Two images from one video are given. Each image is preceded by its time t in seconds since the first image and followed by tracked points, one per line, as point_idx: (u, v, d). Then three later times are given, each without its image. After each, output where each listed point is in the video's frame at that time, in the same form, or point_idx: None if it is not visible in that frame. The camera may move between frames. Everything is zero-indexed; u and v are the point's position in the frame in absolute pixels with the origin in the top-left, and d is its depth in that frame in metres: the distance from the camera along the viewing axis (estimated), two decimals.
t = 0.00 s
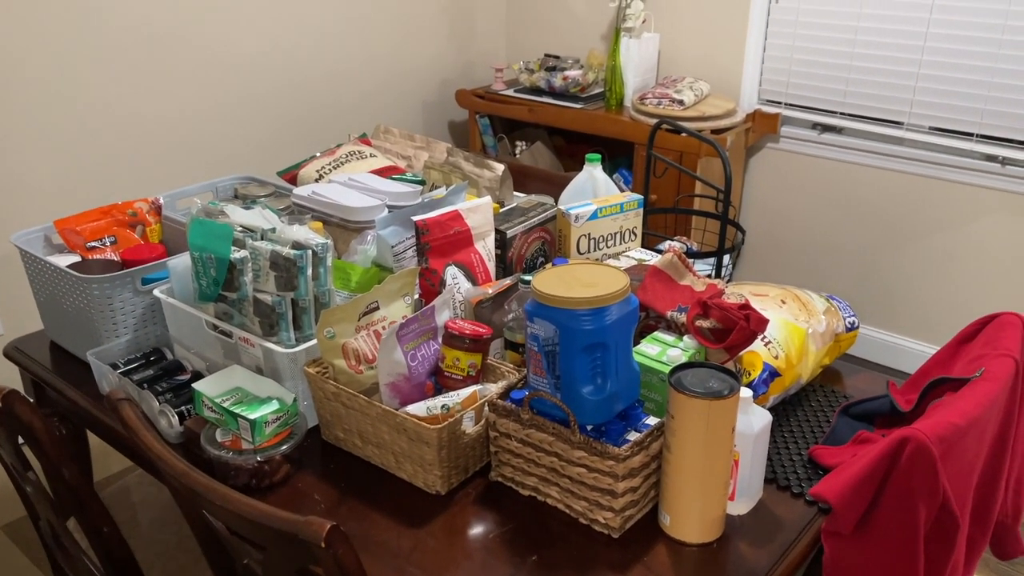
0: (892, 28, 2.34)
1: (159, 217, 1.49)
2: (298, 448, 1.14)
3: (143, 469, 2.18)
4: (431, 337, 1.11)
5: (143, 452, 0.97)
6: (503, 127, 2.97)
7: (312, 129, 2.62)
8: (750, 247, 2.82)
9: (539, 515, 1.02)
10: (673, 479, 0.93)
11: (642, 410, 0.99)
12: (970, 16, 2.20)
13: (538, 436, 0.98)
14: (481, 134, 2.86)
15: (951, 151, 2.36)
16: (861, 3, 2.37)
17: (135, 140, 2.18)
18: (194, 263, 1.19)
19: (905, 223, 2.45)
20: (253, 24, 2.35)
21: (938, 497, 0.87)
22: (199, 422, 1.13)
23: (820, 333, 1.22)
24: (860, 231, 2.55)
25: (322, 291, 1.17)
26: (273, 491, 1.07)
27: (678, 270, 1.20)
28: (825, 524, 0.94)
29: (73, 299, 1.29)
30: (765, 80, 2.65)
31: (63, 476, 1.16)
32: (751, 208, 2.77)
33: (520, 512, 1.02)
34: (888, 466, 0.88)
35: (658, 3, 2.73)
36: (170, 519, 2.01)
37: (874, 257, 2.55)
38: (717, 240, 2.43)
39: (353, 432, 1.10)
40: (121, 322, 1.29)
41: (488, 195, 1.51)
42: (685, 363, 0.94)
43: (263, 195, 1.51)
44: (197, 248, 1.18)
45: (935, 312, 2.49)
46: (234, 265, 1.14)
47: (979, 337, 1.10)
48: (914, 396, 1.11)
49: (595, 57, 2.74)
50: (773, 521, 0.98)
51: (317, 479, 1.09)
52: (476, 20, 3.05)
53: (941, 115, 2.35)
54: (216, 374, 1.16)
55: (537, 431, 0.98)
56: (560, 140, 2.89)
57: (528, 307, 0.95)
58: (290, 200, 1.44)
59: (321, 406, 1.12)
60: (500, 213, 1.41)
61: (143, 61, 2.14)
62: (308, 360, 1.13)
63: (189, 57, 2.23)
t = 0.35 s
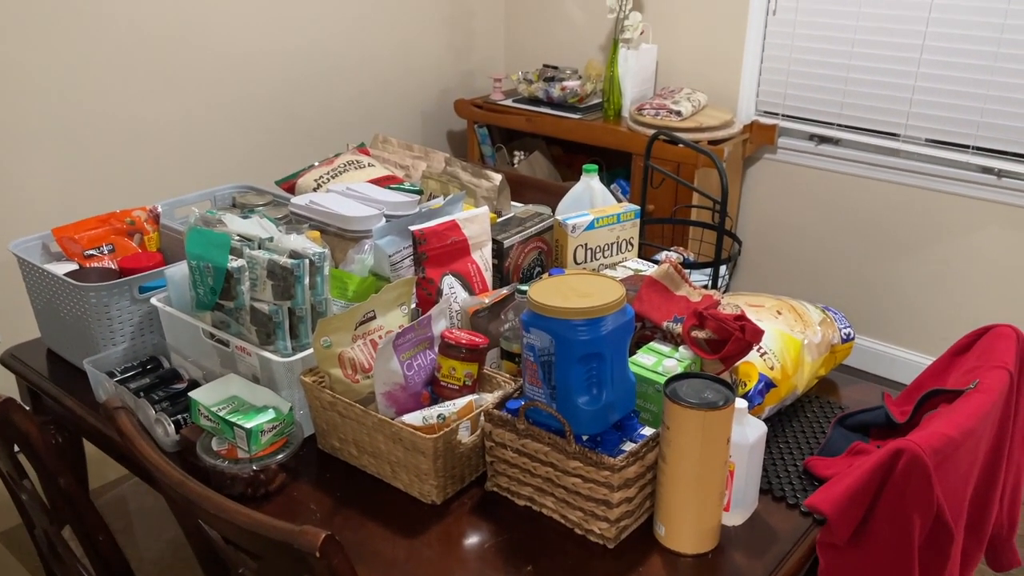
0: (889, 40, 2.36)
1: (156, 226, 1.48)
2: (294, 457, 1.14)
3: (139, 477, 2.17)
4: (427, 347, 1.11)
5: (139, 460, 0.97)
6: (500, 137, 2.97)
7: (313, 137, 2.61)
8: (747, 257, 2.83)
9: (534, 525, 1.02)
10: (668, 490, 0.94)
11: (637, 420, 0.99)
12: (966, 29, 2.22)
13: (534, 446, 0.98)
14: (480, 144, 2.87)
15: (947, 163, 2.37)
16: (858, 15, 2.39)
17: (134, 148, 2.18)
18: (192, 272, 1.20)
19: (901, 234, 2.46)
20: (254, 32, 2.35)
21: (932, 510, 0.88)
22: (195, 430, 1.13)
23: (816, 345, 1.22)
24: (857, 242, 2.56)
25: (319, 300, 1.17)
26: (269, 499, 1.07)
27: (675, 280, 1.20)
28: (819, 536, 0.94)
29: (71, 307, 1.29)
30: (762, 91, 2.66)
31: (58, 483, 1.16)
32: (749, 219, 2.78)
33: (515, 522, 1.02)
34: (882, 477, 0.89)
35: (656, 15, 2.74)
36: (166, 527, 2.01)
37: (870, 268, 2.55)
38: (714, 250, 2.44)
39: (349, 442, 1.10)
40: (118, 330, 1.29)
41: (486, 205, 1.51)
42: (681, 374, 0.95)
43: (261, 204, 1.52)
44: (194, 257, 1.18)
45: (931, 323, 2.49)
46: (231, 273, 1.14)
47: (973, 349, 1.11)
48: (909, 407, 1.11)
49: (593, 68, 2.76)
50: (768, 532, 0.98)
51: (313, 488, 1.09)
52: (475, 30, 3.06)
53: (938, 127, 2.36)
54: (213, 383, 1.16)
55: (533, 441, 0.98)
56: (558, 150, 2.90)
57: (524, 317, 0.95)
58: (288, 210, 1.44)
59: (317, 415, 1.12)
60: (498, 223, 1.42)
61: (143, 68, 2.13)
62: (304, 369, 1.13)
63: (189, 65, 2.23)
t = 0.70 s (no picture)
0: (887, 53, 2.37)
1: (155, 233, 1.49)
2: (289, 465, 1.14)
3: (135, 484, 2.17)
4: (423, 355, 1.11)
5: (134, 467, 0.98)
6: (500, 147, 2.98)
7: (314, 147, 2.61)
8: (745, 268, 2.83)
9: (529, 534, 1.01)
10: (662, 499, 0.94)
11: (632, 429, 0.99)
12: (964, 43, 2.23)
13: (529, 455, 0.98)
14: (479, 154, 2.89)
15: (944, 176, 2.38)
16: (856, 29, 2.40)
17: (137, 157, 2.16)
18: (189, 279, 1.20)
19: (900, 247, 2.46)
20: (258, 42, 2.35)
21: (926, 520, 0.88)
22: (190, 438, 1.13)
23: (811, 355, 1.22)
24: (856, 254, 2.56)
25: (316, 308, 1.17)
26: (264, 507, 1.07)
27: (671, 290, 1.20)
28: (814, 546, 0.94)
29: (69, 314, 1.29)
30: (760, 103, 2.67)
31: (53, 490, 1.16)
32: (747, 230, 2.79)
33: (510, 531, 1.02)
34: (877, 487, 0.88)
35: (654, 27, 2.76)
36: (160, 535, 2.00)
37: (867, 281, 2.56)
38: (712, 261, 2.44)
39: (344, 450, 1.10)
40: (115, 337, 1.29)
41: (483, 215, 1.52)
42: (676, 384, 0.95)
43: (259, 212, 1.52)
44: (192, 264, 1.18)
45: (930, 336, 2.49)
46: (228, 281, 1.14)
47: (969, 360, 1.11)
48: (904, 418, 1.12)
49: (592, 80, 2.77)
50: (763, 542, 0.98)
51: (308, 496, 1.09)
52: (475, 42, 3.07)
53: (935, 139, 2.36)
54: (210, 390, 1.16)
55: (528, 450, 0.98)
56: (557, 160, 2.91)
57: (520, 325, 0.95)
58: (286, 218, 1.45)
59: (313, 423, 1.12)
60: (495, 232, 1.42)
61: (147, 77, 2.12)
62: (300, 377, 1.13)
63: (193, 74, 2.22)
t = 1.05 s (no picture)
0: (885, 71, 2.38)
1: (153, 246, 1.49)
2: (284, 480, 1.13)
3: (130, 499, 2.15)
4: (419, 370, 1.10)
5: (127, 480, 0.97)
6: (500, 163, 2.99)
7: (314, 161, 2.61)
8: (744, 285, 2.83)
9: (525, 551, 1.00)
10: (659, 516, 0.93)
11: (629, 445, 0.98)
12: (962, 61, 2.24)
13: (525, 471, 0.97)
14: (479, 169, 2.89)
15: (943, 194, 2.38)
16: (855, 47, 2.42)
17: (137, 170, 2.16)
18: (186, 292, 1.20)
19: (901, 264, 2.46)
20: (259, 56, 2.36)
21: (925, 539, 0.87)
22: (184, 451, 1.12)
23: (810, 372, 1.22)
24: (856, 271, 2.55)
25: (312, 322, 1.16)
26: (258, 522, 1.06)
27: (668, 305, 1.20)
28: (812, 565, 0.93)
29: (65, 327, 1.29)
30: (759, 120, 2.68)
31: (46, 504, 1.15)
32: (746, 247, 2.79)
33: (506, 548, 1.01)
34: (874, 506, 0.88)
35: (654, 45, 2.78)
36: (154, 551, 1.99)
37: (865, 298, 2.56)
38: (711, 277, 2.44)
39: (339, 465, 1.09)
40: (111, 350, 1.29)
41: (481, 230, 1.51)
42: (672, 400, 0.94)
43: (258, 226, 1.52)
44: (188, 277, 1.18)
45: (930, 353, 2.48)
46: (224, 294, 1.14)
47: (967, 378, 1.11)
48: (903, 436, 1.11)
49: (592, 96, 2.77)
50: (761, 560, 0.97)
51: (302, 512, 1.08)
52: (475, 58, 3.09)
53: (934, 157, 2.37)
54: (205, 404, 1.15)
55: (524, 466, 0.97)
56: (557, 176, 2.91)
57: (516, 340, 0.95)
58: (284, 231, 1.45)
59: (308, 437, 1.11)
60: (493, 247, 1.42)
61: (148, 90, 2.13)
62: (296, 391, 1.13)
63: (193, 88, 2.23)
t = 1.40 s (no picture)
0: (890, 80, 2.38)
1: (156, 251, 1.48)
2: (285, 487, 1.13)
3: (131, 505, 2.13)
4: (422, 377, 1.10)
5: (127, 486, 0.97)
6: (503, 170, 2.99)
7: (317, 168, 2.61)
8: (747, 294, 2.82)
9: (527, 560, 1.00)
10: (663, 527, 0.92)
11: (633, 454, 0.97)
12: (966, 70, 2.24)
13: (529, 480, 0.96)
14: (482, 177, 2.89)
15: (948, 204, 2.37)
16: (859, 56, 2.42)
17: (139, 175, 2.16)
18: (188, 298, 1.19)
19: (906, 274, 2.45)
20: (263, 63, 2.37)
21: (933, 551, 0.86)
22: (185, 458, 1.11)
23: (815, 381, 1.21)
24: (860, 280, 2.55)
25: (315, 328, 1.15)
26: (259, 530, 1.05)
27: (673, 313, 1.19)
28: None
29: (67, 332, 1.29)
30: (764, 129, 2.68)
31: (46, 510, 1.14)
32: (750, 255, 2.78)
33: (508, 557, 1.00)
34: (881, 517, 0.87)
35: (658, 52, 2.78)
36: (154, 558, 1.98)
37: (869, 307, 2.55)
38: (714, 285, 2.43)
39: (341, 472, 1.09)
40: (113, 355, 1.28)
41: (485, 236, 1.51)
42: (676, 409, 0.94)
43: (261, 232, 1.52)
44: (190, 283, 1.18)
45: (935, 363, 2.47)
46: (227, 300, 1.14)
47: (974, 388, 1.10)
48: (909, 446, 1.10)
49: (596, 104, 2.78)
50: (765, 571, 0.96)
51: (303, 519, 1.07)
52: (479, 65, 3.09)
53: (939, 166, 2.36)
54: (206, 410, 1.15)
55: (527, 474, 0.96)
56: (560, 184, 2.91)
57: (520, 347, 0.94)
58: (287, 238, 1.45)
59: (310, 444, 1.10)
60: (496, 254, 1.42)
61: (150, 95, 2.13)
62: (298, 398, 1.12)
63: (196, 93, 2.23)
